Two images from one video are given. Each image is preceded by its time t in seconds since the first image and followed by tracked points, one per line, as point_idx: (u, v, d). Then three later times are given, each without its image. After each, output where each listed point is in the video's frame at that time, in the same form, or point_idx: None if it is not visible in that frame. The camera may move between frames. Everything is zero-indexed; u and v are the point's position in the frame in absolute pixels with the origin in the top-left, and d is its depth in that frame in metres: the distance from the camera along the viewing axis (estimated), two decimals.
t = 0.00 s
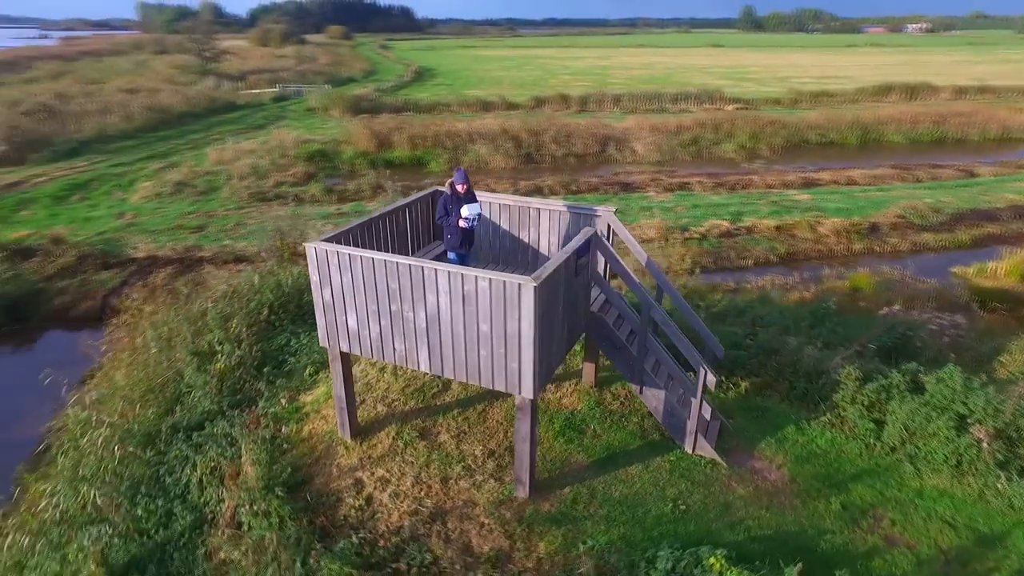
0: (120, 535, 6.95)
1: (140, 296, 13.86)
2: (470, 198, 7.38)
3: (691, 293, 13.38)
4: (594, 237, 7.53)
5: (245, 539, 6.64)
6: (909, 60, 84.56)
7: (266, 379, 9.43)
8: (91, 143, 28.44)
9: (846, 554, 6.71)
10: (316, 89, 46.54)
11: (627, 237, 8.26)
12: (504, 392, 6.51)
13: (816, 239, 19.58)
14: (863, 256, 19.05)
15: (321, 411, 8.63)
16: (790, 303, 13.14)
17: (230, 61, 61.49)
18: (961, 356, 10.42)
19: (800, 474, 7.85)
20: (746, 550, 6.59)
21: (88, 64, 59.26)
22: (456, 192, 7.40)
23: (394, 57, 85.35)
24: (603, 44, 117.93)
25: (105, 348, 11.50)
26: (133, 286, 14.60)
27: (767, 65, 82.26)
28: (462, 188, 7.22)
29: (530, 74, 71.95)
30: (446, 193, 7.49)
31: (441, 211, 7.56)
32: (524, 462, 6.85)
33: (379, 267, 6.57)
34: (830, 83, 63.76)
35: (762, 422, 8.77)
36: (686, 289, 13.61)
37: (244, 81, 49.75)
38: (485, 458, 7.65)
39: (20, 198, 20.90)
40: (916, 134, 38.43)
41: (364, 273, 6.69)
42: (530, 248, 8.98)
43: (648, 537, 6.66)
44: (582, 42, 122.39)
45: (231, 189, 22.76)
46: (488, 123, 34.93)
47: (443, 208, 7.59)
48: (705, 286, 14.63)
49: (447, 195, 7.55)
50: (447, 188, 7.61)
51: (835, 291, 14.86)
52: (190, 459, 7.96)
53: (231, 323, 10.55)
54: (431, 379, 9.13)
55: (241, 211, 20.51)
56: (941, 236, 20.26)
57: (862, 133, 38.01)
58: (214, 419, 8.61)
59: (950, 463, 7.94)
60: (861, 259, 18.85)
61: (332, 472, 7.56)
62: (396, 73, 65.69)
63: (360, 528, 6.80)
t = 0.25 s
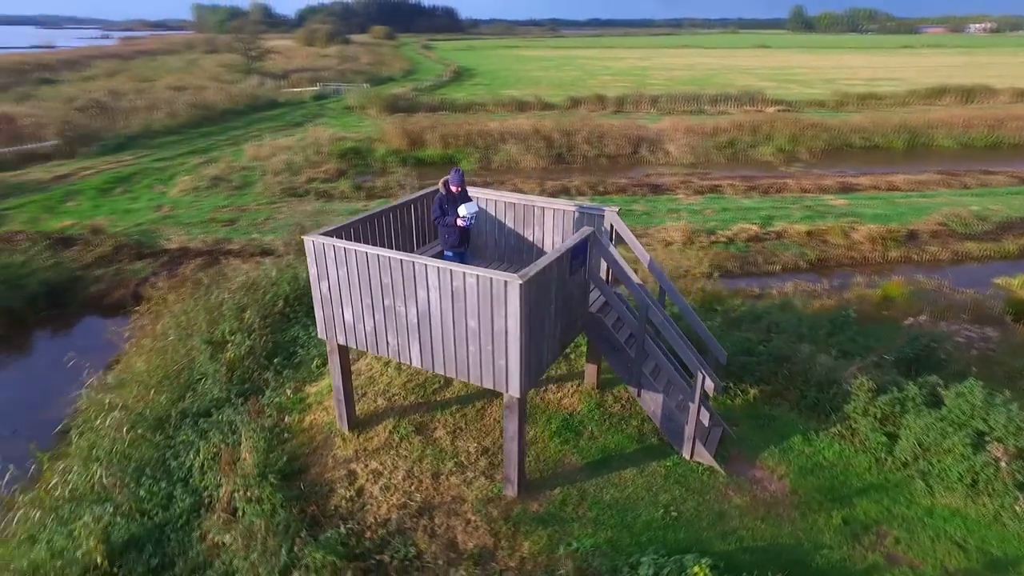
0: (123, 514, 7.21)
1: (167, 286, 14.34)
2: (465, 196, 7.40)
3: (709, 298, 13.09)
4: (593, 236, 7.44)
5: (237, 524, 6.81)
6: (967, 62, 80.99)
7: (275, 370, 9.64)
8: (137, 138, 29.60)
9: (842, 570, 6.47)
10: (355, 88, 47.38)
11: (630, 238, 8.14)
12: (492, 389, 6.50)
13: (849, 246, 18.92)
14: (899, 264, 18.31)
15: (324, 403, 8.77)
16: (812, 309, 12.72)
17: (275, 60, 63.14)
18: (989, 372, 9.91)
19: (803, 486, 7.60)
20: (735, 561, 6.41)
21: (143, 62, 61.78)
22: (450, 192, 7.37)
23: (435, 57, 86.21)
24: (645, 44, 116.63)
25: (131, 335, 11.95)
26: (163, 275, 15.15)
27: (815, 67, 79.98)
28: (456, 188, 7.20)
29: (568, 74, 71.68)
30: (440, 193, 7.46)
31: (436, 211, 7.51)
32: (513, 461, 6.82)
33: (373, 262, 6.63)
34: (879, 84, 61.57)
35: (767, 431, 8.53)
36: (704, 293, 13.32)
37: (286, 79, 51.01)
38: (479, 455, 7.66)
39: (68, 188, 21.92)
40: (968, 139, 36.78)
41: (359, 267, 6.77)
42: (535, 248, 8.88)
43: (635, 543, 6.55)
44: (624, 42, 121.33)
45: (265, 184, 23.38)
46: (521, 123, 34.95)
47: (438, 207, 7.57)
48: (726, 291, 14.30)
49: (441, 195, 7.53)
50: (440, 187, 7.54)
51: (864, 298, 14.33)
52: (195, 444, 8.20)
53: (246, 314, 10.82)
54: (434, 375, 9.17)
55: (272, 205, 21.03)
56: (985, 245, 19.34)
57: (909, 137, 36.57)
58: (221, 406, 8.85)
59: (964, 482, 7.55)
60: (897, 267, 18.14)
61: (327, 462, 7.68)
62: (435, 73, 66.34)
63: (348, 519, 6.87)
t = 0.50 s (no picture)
0: (129, 495, 7.44)
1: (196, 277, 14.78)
2: (465, 196, 7.50)
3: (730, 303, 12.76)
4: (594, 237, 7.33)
5: (233, 511, 6.96)
6: None
7: (285, 362, 9.83)
8: (182, 134, 30.64)
9: None
10: (394, 87, 48.01)
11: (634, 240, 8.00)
12: (483, 388, 6.49)
13: (887, 254, 18.18)
14: (939, 274, 17.50)
15: (329, 396, 8.90)
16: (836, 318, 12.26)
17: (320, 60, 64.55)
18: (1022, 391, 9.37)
19: (807, 501, 7.34)
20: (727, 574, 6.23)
21: (194, 61, 63.96)
22: (450, 191, 7.44)
23: (476, 57, 86.69)
24: (690, 45, 114.70)
25: (157, 324, 12.37)
26: (194, 267, 15.65)
27: (867, 68, 77.23)
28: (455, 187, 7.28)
29: (609, 75, 71.08)
30: (440, 192, 7.53)
31: (437, 210, 7.58)
32: (504, 461, 6.79)
33: (370, 258, 6.70)
34: (935, 87, 59.00)
35: (775, 443, 8.27)
36: (725, 299, 12.99)
37: (329, 78, 52.08)
38: (474, 454, 7.65)
39: (114, 181, 22.85)
40: None
41: (357, 262, 6.83)
42: (542, 248, 8.82)
43: (624, 550, 6.44)
44: (668, 43, 119.63)
45: (299, 180, 23.91)
46: (556, 123, 34.81)
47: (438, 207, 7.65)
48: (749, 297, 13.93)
49: (440, 194, 7.61)
50: (440, 187, 7.61)
51: (898, 307, 13.72)
52: (202, 431, 8.42)
53: (264, 307, 11.08)
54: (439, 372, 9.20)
55: (304, 201, 21.47)
56: None
57: (963, 141, 34.92)
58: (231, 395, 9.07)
59: (981, 504, 7.14)
60: (938, 277, 17.33)
61: (326, 455, 7.79)
62: (475, 73, 66.70)
63: (340, 511, 6.95)
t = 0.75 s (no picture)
0: (139, 477, 7.72)
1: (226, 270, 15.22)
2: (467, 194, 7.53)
3: (753, 310, 12.41)
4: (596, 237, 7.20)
5: (234, 497, 7.14)
6: None
7: (298, 354, 10.03)
8: (227, 130, 31.64)
9: None
10: (434, 86, 48.49)
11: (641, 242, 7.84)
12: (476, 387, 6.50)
13: (928, 264, 17.37)
14: (985, 286, 16.61)
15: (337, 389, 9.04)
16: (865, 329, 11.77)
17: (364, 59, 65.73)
18: None
19: (812, 516, 7.08)
20: None
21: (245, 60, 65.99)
22: (452, 189, 7.49)
23: (518, 57, 86.79)
24: (739, 45, 112.13)
25: (184, 314, 12.78)
26: (226, 259, 16.13)
27: (925, 70, 74.02)
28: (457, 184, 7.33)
29: (652, 75, 70.15)
30: (442, 190, 7.58)
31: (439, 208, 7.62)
32: (496, 460, 6.77)
33: (369, 254, 6.77)
34: (999, 89, 56.09)
35: (783, 455, 8.01)
36: (748, 305, 12.64)
37: (371, 77, 52.97)
38: (472, 452, 7.66)
39: (159, 175, 23.76)
40: None
41: (358, 258, 6.91)
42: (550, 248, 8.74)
43: (613, 556, 6.34)
44: (716, 43, 117.27)
45: (333, 177, 24.37)
46: (592, 124, 34.54)
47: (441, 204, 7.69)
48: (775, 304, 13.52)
49: (442, 192, 7.65)
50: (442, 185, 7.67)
51: (935, 318, 13.07)
52: (214, 418, 8.67)
53: (283, 300, 11.34)
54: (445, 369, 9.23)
55: (336, 198, 21.87)
56: None
57: None
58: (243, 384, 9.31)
59: (999, 529, 6.73)
60: (983, 289, 16.45)
61: (328, 447, 7.91)
62: (517, 73, 66.79)
63: (335, 503, 7.05)
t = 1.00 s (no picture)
0: (145, 464, 7.99)
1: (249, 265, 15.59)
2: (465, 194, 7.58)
3: (769, 317, 12.10)
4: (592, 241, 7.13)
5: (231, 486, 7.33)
6: None
7: (306, 350, 10.23)
8: (263, 128, 32.45)
9: None
10: (468, 87, 48.79)
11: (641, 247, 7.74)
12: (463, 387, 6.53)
13: (964, 274, 16.63)
14: None
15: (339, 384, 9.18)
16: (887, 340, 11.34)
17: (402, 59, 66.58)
18: None
19: (808, 531, 6.87)
20: None
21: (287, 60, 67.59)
22: (450, 189, 7.56)
23: (555, 57, 86.62)
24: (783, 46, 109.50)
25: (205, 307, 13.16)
26: (251, 254, 16.55)
27: (980, 72, 70.94)
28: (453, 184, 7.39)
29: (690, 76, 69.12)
30: (440, 191, 7.66)
31: (436, 208, 7.68)
32: (483, 461, 6.79)
33: (365, 252, 6.85)
34: None
35: (784, 468, 7.80)
36: (765, 311, 12.33)
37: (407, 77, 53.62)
38: (464, 451, 7.69)
39: (195, 171, 24.53)
40: None
41: (354, 256, 7.00)
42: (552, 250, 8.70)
43: (595, 563, 6.28)
44: (759, 44, 114.81)
45: (361, 175, 24.75)
46: (623, 125, 34.24)
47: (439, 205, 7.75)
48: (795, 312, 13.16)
49: (440, 193, 7.73)
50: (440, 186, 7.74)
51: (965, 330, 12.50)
52: (220, 409, 8.92)
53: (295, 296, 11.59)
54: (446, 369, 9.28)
55: (362, 196, 22.19)
56: None
57: None
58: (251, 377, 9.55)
59: (1006, 555, 6.33)
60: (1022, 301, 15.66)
61: (325, 441, 8.05)
62: (552, 73, 66.67)
63: (326, 496, 7.16)
